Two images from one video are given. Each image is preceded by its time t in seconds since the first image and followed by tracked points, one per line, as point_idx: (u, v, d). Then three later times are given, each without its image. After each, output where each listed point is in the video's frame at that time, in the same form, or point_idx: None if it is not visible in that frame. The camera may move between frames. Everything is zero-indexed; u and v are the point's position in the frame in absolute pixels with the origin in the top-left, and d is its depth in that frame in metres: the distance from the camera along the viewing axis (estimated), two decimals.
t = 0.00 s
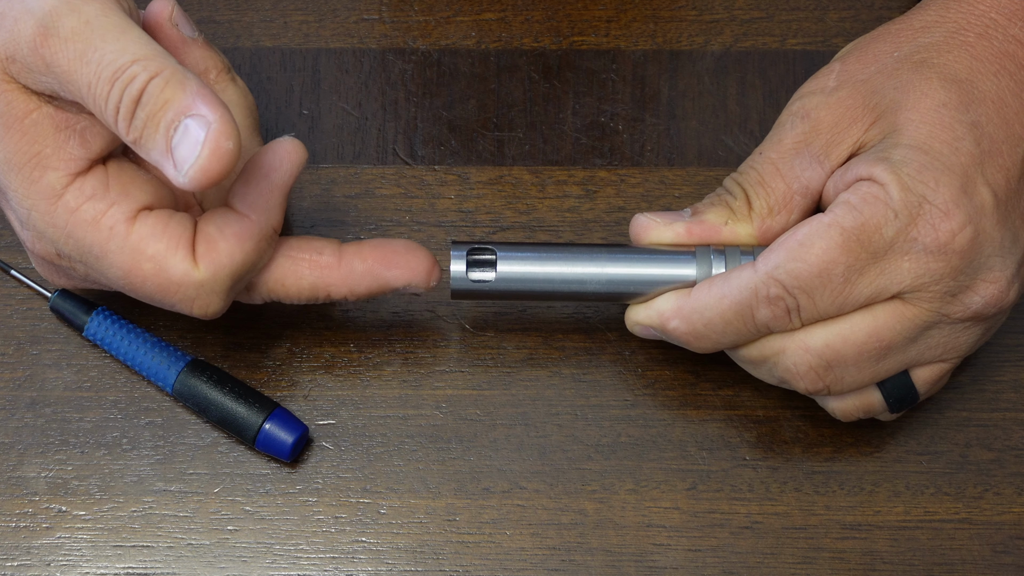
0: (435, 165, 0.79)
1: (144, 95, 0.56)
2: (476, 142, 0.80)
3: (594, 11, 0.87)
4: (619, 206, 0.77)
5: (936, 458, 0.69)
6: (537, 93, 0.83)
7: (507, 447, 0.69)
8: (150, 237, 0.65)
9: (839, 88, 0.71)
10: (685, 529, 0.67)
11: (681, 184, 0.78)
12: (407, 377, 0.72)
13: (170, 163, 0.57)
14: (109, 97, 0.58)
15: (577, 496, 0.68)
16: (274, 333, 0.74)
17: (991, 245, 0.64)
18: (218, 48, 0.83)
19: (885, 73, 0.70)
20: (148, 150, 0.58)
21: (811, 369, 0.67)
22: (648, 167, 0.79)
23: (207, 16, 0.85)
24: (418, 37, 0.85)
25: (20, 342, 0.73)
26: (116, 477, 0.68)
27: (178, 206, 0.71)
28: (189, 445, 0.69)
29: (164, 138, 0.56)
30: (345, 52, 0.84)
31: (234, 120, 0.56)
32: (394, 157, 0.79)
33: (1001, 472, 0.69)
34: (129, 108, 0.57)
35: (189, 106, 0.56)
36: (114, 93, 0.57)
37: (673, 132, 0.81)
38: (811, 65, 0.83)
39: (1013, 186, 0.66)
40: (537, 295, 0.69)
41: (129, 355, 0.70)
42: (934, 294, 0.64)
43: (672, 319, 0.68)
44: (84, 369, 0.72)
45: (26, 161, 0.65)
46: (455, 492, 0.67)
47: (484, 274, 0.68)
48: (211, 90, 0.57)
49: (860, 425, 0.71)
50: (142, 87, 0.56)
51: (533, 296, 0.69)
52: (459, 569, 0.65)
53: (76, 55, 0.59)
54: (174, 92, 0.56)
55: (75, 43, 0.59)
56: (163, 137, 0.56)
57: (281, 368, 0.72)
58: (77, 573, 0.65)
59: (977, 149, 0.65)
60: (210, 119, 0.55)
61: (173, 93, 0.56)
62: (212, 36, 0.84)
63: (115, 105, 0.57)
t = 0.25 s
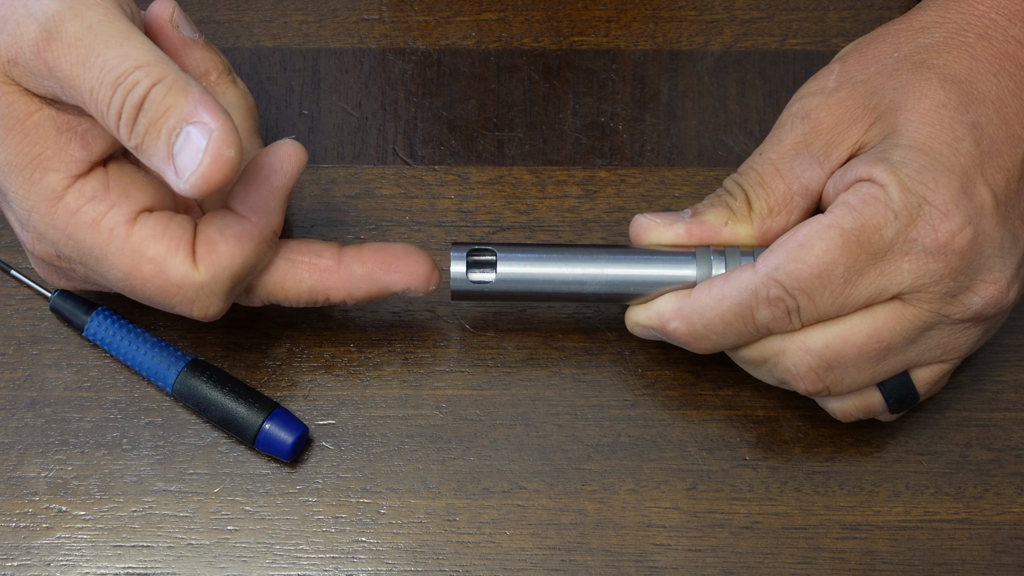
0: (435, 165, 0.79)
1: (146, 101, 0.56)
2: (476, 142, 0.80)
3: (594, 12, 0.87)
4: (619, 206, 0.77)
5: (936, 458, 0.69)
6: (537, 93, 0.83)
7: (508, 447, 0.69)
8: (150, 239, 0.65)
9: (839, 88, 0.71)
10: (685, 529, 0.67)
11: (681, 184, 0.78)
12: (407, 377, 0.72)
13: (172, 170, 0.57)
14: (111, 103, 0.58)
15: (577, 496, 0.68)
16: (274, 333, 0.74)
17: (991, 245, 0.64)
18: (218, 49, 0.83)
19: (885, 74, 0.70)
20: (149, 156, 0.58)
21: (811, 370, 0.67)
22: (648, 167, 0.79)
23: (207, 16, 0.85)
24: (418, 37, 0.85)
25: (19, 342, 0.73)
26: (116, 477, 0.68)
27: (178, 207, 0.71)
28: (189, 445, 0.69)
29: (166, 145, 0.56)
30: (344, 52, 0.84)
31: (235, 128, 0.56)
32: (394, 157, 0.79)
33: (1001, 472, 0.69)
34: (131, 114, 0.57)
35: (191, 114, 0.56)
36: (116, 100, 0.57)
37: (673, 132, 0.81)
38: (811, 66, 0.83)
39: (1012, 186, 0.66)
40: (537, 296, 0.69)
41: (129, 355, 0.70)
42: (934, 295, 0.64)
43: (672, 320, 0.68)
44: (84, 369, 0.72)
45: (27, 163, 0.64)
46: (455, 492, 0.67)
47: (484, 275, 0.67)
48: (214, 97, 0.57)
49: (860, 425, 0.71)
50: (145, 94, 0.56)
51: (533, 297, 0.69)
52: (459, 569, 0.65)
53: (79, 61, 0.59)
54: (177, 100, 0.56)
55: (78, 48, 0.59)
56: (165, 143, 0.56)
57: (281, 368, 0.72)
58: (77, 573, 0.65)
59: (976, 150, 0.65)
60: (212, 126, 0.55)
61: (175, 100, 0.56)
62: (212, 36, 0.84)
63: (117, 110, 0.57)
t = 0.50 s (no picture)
0: (435, 165, 0.79)
1: (148, 101, 0.56)
2: (476, 142, 0.80)
3: (594, 11, 0.87)
4: (619, 206, 0.77)
5: (936, 458, 0.69)
6: (537, 93, 0.83)
7: (507, 447, 0.69)
8: (151, 238, 0.65)
9: (838, 88, 0.71)
10: (684, 529, 0.67)
11: (681, 184, 0.78)
12: (407, 377, 0.72)
13: (174, 170, 0.57)
14: (113, 103, 0.58)
15: (577, 496, 0.68)
16: (274, 333, 0.74)
17: (991, 245, 0.64)
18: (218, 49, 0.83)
19: (885, 74, 0.70)
20: (151, 156, 0.58)
21: (811, 370, 0.67)
22: (648, 167, 0.79)
23: (207, 16, 0.85)
24: (418, 37, 0.85)
25: (19, 342, 0.73)
26: (117, 477, 0.68)
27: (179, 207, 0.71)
28: (189, 445, 0.69)
29: (167, 145, 0.56)
30: (344, 52, 0.84)
31: (237, 128, 0.56)
32: (394, 157, 0.79)
33: (1001, 472, 0.69)
34: (132, 114, 0.57)
35: (193, 113, 0.56)
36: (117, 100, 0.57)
37: (673, 132, 0.81)
38: (811, 65, 0.83)
39: (1012, 186, 0.66)
40: (537, 296, 0.69)
41: (129, 355, 0.70)
42: (934, 295, 0.64)
43: (672, 320, 0.68)
44: (84, 369, 0.72)
45: (28, 163, 0.64)
46: (455, 492, 0.67)
47: (484, 275, 0.68)
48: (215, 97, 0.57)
49: (860, 425, 0.71)
50: (146, 93, 0.56)
51: (533, 297, 0.69)
52: (459, 569, 0.65)
53: (81, 61, 0.59)
54: (178, 99, 0.56)
55: (79, 48, 0.59)
56: (166, 143, 0.56)
57: (281, 368, 0.72)
58: (77, 573, 0.65)
59: (976, 150, 0.65)
60: (213, 126, 0.56)
61: (177, 100, 0.56)
62: (212, 36, 0.84)
63: (118, 111, 0.57)
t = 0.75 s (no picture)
0: (435, 165, 0.79)
1: (152, 116, 0.56)
2: (476, 142, 0.80)
3: (594, 11, 0.87)
4: (620, 206, 0.77)
5: (936, 458, 0.69)
6: (537, 93, 0.83)
7: (507, 446, 0.69)
8: (154, 238, 0.65)
9: (839, 88, 0.71)
10: (684, 528, 0.67)
11: (681, 184, 0.78)
12: (407, 377, 0.72)
13: (174, 186, 0.57)
14: (117, 115, 0.58)
15: (577, 496, 0.68)
16: (274, 333, 0.74)
17: (991, 246, 0.64)
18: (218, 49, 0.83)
19: (885, 74, 0.70)
20: (152, 169, 0.58)
21: (811, 371, 0.67)
22: (648, 167, 0.79)
23: (207, 16, 0.85)
24: (418, 36, 0.85)
25: (19, 342, 0.73)
26: (117, 477, 0.68)
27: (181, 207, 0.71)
28: (189, 445, 0.69)
29: (169, 160, 0.56)
30: (344, 52, 0.84)
31: (239, 148, 0.57)
32: (394, 157, 0.79)
33: (1001, 472, 0.69)
34: (136, 127, 0.57)
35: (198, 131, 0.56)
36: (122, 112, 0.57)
37: (673, 132, 0.81)
38: (811, 65, 0.83)
39: (1012, 187, 0.66)
40: (537, 296, 0.69)
41: (129, 355, 0.70)
42: (934, 296, 0.64)
43: (672, 320, 0.68)
44: (84, 369, 0.72)
45: (32, 164, 0.64)
46: (455, 491, 0.68)
47: (484, 276, 0.68)
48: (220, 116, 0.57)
49: (860, 425, 0.71)
50: (152, 108, 0.56)
51: (533, 297, 0.69)
52: (459, 569, 0.65)
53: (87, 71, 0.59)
54: (184, 117, 0.56)
55: (86, 58, 0.59)
56: (168, 158, 0.56)
57: (281, 368, 0.72)
58: (77, 572, 0.65)
59: (976, 150, 0.65)
60: (216, 144, 0.56)
61: (182, 116, 0.56)
62: (212, 36, 0.84)
63: (122, 123, 0.57)
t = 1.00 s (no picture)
0: (435, 165, 0.79)
1: (123, 56, 0.57)
2: (476, 142, 0.80)
3: (594, 11, 0.87)
4: (620, 206, 0.77)
5: (936, 458, 0.69)
6: (537, 93, 0.83)
7: (508, 447, 0.69)
8: (131, 226, 0.65)
9: (838, 88, 0.71)
10: (684, 528, 0.67)
11: (681, 184, 0.78)
12: (408, 377, 0.72)
13: (152, 123, 0.58)
14: (87, 63, 0.58)
15: (577, 496, 0.68)
16: (274, 333, 0.74)
17: (990, 245, 0.64)
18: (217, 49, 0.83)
19: (884, 74, 0.70)
20: (128, 113, 0.59)
21: (810, 371, 0.67)
22: (648, 167, 0.79)
23: (207, 16, 0.85)
24: (418, 37, 0.85)
25: (20, 342, 0.73)
26: (117, 477, 0.68)
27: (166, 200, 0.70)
28: (189, 445, 0.69)
29: (144, 98, 0.57)
30: (344, 52, 0.84)
31: (211, 76, 0.58)
32: (394, 157, 0.79)
33: (1001, 472, 0.69)
34: (108, 71, 0.58)
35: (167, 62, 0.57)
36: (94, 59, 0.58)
37: (673, 132, 0.81)
38: (811, 66, 0.83)
39: (1011, 187, 0.66)
40: (536, 296, 0.69)
41: (129, 355, 0.70)
42: (933, 295, 0.64)
43: (672, 320, 0.68)
44: (84, 369, 0.72)
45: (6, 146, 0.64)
46: (455, 492, 0.68)
47: (484, 276, 0.68)
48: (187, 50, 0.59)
49: (860, 425, 0.71)
50: (123, 49, 0.57)
51: (533, 297, 0.69)
52: (459, 569, 0.65)
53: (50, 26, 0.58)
54: (153, 52, 0.57)
55: (51, 13, 0.58)
56: (142, 96, 0.57)
57: (281, 368, 0.72)
58: (77, 573, 0.65)
59: (975, 150, 0.65)
60: (188, 74, 0.57)
61: (153, 52, 0.57)
62: (212, 36, 0.84)
63: (94, 71, 0.58)
